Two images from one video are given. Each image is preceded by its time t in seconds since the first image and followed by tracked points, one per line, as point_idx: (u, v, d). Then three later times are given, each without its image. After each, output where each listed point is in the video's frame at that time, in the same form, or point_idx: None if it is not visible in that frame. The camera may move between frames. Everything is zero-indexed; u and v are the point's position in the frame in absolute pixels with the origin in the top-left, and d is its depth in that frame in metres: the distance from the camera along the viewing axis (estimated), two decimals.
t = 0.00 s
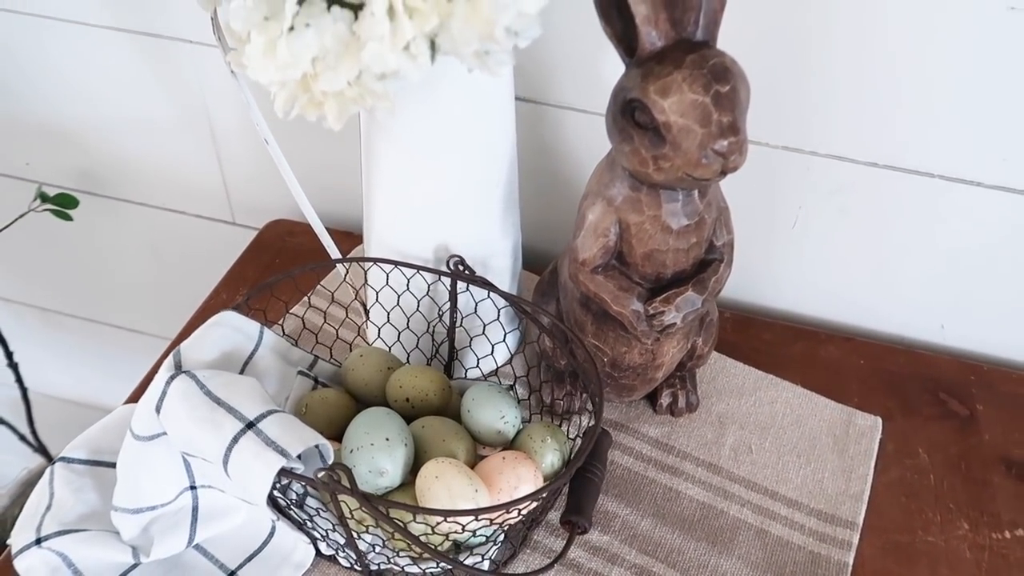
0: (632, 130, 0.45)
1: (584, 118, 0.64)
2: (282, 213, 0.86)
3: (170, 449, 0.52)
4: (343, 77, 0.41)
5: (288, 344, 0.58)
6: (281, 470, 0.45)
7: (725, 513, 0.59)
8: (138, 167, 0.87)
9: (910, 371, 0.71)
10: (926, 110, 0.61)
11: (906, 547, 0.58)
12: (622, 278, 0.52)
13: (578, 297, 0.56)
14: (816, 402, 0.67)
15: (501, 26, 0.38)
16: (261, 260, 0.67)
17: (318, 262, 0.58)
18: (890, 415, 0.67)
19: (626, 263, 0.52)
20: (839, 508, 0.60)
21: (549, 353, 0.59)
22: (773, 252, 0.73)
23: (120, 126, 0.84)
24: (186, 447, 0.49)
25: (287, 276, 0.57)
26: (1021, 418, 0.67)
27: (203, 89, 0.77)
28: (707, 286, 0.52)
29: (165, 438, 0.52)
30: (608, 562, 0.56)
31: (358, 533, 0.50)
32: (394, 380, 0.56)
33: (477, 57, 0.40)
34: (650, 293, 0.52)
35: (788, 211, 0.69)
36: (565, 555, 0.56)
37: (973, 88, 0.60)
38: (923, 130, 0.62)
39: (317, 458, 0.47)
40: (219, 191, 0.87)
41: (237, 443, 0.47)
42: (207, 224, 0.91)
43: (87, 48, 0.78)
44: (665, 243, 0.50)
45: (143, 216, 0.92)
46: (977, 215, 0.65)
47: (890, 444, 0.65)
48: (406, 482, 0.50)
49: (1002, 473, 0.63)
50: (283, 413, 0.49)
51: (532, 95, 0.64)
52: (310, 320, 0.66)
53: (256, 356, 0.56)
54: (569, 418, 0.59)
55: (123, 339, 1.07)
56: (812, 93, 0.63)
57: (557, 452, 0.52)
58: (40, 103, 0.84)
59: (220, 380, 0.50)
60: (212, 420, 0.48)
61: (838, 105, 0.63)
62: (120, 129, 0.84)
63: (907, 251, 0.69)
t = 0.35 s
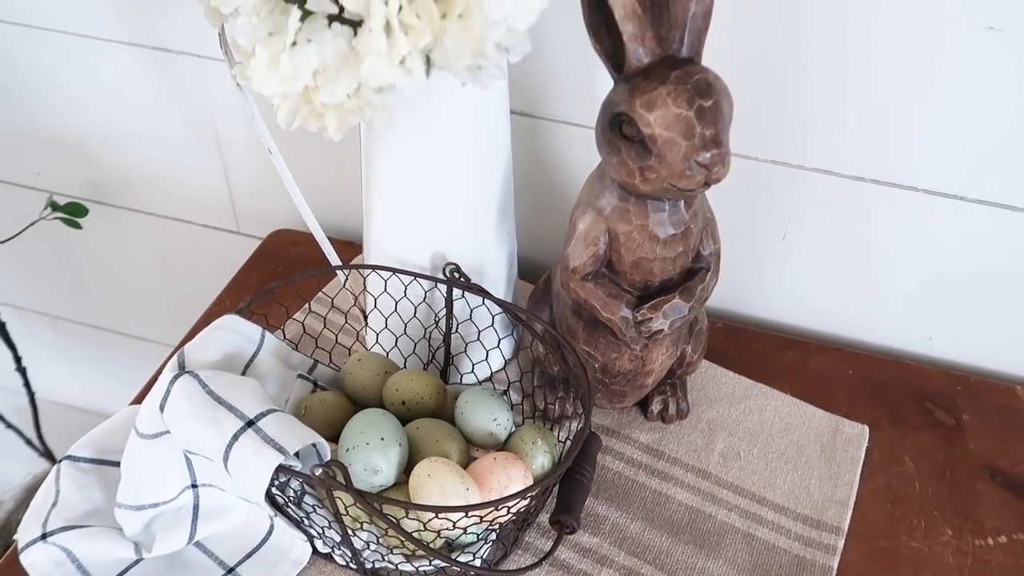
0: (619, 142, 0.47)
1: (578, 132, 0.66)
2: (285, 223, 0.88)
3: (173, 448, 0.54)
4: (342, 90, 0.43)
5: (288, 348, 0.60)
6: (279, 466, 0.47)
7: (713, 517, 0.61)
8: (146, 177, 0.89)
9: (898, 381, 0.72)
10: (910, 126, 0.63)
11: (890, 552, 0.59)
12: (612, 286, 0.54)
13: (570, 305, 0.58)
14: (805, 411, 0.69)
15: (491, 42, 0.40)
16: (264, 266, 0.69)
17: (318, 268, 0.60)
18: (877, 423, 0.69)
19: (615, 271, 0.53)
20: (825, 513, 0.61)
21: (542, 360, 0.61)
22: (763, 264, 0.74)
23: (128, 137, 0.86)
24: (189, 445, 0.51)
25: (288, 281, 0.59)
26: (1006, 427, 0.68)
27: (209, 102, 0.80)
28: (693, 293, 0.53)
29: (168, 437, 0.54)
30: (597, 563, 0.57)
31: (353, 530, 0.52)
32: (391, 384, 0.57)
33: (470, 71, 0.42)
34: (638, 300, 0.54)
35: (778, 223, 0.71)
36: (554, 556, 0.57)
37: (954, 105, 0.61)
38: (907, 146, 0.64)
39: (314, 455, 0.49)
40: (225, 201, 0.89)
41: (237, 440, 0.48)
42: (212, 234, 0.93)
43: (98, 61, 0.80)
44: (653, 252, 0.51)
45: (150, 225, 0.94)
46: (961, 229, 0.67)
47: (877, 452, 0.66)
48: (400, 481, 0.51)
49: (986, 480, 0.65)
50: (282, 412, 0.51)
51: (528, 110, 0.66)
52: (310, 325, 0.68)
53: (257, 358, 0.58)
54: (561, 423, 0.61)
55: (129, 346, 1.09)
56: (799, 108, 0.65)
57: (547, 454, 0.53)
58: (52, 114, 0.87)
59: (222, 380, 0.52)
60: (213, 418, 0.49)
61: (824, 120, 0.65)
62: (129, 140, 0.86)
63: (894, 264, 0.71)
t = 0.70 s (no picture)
0: (614, 155, 0.49)
1: (578, 146, 0.68)
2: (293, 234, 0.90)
3: (180, 447, 0.56)
4: (347, 103, 0.45)
5: (294, 353, 0.62)
6: (282, 464, 0.48)
7: (708, 523, 0.62)
8: (158, 188, 0.92)
9: (893, 392, 0.73)
10: (902, 141, 0.65)
11: (882, 560, 0.60)
12: (608, 294, 0.55)
13: (568, 313, 0.60)
14: (800, 421, 0.70)
15: (489, 58, 0.42)
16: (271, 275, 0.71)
17: (324, 275, 0.62)
18: (871, 433, 0.70)
19: (611, 280, 0.55)
20: (818, 521, 0.62)
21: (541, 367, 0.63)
22: (760, 275, 0.76)
23: (142, 148, 0.88)
24: (195, 444, 0.52)
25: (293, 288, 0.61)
26: (999, 439, 0.69)
27: (220, 115, 0.82)
28: (687, 301, 0.55)
29: (175, 437, 0.55)
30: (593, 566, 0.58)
31: (354, 529, 0.53)
32: (392, 389, 0.59)
33: (469, 85, 0.44)
34: (634, 309, 0.55)
35: (774, 236, 0.73)
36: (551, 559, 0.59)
37: (944, 121, 0.63)
38: (899, 161, 0.66)
39: (316, 455, 0.51)
40: (233, 211, 0.91)
41: (242, 439, 0.50)
42: (221, 244, 0.95)
43: (113, 76, 0.83)
44: (647, 262, 0.53)
45: (160, 234, 0.96)
46: (954, 242, 0.68)
47: (870, 462, 0.68)
48: (400, 482, 0.53)
49: (979, 491, 0.65)
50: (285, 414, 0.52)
51: (528, 124, 0.68)
52: (314, 332, 0.70)
53: (263, 362, 0.59)
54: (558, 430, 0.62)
55: (138, 353, 1.11)
56: (793, 124, 0.66)
57: (543, 457, 0.55)
58: (68, 126, 0.89)
59: (229, 382, 0.53)
60: (220, 419, 0.51)
61: (818, 135, 0.66)
62: (141, 151, 0.89)
63: (888, 276, 0.72)
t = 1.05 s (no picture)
0: (612, 165, 0.50)
1: (579, 158, 0.70)
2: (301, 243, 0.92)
3: (189, 447, 0.57)
4: (354, 114, 0.46)
5: (300, 358, 0.63)
6: (287, 462, 0.50)
7: (704, 528, 0.63)
8: (171, 197, 0.94)
9: (889, 402, 0.74)
10: (896, 155, 0.66)
11: (876, 566, 0.61)
12: (607, 301, 0.57)
13: (567, 320, 0.61)
14: (797, 429, 0.71)
15: (490, 71, 0.44)
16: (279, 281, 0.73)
17: (330, 282, 0.64)
18: (867, 442, 0.71)
19: (609, 286, 0.56)
20: (813, 527, 0.63)
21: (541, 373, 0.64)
22: (758, 286, 0.77)
23: (155, 158, 0.91)
24: (204, 443, 0.54)
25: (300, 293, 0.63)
26: (993, 449, 0.70)
27: (232, 126, 0.84)
28: (683, 308, 0.56)
29: (184, 437, 0.57)
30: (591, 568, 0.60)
31: (356, 528, 0.55)
32: (395, 393, 0.60)
33: (471, 97, 0.46)
34: (632, 315, 0.57)
35: (771, 247, 0.74)
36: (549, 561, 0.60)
37: (937, 136, 0.64)
38: (893, 174, 0.67)
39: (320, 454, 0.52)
40: (243, 221, 0.93)
41: (249, 438, 0.52)
42: (230, 252, 0.97)
43: (128, 88, 0.85)
44: (645, 269, 0.54)
45: (171, 242, 0.98)
46: (948, 254, 0.70)
47: (866, 470, 0.68)
48: (402, 482, 0.54)
49: (973, 499, 0.66)
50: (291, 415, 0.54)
51: (531, 136, 0.70)
52: (320, 337, 0.71)
53: (270, 365, 0.61)
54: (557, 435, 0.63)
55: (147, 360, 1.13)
56: (790, 138, 0.68)
57: (542, 459, 0.56)
58: (84, 136, 0.91)
59: (237, 383, 0.55)
60: (228, 418, 0.53)
61: (814, 148, 0.68)
62: (155, 161, 0.91)
63: (884, 288, 0.74)
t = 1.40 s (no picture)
0: (611, 173, 0.52)
1: (581, 167, 0.71)
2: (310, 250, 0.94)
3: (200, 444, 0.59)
4: (363, 122, 0.48)
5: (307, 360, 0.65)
6: (294, 459, 0.52)
7: (703, 531, 0.64)
8: (184, 205, 0.96)
9: (887, 410, 0.75)
10: (893, 166, 0.68)
11: (872, 569, 0.62)
12: (608, 305, 0.58)
13: (569, 325, 0.63)
14: (796, 435, 0.72)
15: (492, 81, 0.45)
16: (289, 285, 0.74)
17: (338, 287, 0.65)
18: (865, 448, 0.72)
19: (610, 291, 0.58)
20: (810, 530, 0.64)
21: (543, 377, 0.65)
22: (758, 294, 0.78)
23: (169, 167, 0.93)
24: (214, 440, 0.55)
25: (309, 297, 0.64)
26: (990, 456, 0.71)
27: (245, 136, 0.86)
28: (681, 314, 0.58)
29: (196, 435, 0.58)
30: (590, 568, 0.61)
31: (361, 525, 0.56)
32: (400, 395, 0.62)
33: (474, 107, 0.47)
34: (631, 319, 0.58)
35: (770, 256, 0.76)
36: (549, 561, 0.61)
37: (932, 147, 0.66)
38: (890, 185, 0.69)
39: (326, 452, 0.54)
40: (254, 229, 0.95)
41: (258, 435, 0.53)
42: (241, 259, 0.99)
43: (145, 99, 0.87)
44: (643, 275, 0.56)
45: (183, 249, 1.00)
46: (945, 263, 0.71)
47: (864, 476, 0.69)
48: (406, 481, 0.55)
49: (969, 505, 0.67)
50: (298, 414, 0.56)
51: (535, 147, 0.72)
52: (328, 341, 0.73)
53: (279, 366, 0.63)
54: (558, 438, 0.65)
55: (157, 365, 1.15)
56: (789, 149, 0.70)
57: (542, 460, 0.57)
58: (101, 145, 0.94)
59: (247, 383, 0.57)
60: (238, 416, 0.54)
61: (813, 159, 0.69)
62: (169, 169, 0.93)
63: (882, 297, 0.75)
